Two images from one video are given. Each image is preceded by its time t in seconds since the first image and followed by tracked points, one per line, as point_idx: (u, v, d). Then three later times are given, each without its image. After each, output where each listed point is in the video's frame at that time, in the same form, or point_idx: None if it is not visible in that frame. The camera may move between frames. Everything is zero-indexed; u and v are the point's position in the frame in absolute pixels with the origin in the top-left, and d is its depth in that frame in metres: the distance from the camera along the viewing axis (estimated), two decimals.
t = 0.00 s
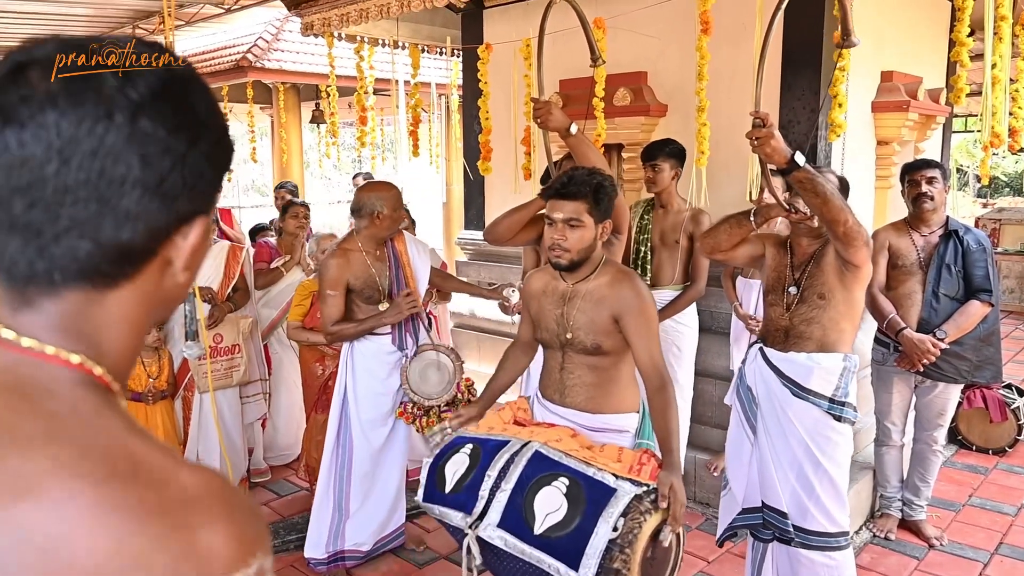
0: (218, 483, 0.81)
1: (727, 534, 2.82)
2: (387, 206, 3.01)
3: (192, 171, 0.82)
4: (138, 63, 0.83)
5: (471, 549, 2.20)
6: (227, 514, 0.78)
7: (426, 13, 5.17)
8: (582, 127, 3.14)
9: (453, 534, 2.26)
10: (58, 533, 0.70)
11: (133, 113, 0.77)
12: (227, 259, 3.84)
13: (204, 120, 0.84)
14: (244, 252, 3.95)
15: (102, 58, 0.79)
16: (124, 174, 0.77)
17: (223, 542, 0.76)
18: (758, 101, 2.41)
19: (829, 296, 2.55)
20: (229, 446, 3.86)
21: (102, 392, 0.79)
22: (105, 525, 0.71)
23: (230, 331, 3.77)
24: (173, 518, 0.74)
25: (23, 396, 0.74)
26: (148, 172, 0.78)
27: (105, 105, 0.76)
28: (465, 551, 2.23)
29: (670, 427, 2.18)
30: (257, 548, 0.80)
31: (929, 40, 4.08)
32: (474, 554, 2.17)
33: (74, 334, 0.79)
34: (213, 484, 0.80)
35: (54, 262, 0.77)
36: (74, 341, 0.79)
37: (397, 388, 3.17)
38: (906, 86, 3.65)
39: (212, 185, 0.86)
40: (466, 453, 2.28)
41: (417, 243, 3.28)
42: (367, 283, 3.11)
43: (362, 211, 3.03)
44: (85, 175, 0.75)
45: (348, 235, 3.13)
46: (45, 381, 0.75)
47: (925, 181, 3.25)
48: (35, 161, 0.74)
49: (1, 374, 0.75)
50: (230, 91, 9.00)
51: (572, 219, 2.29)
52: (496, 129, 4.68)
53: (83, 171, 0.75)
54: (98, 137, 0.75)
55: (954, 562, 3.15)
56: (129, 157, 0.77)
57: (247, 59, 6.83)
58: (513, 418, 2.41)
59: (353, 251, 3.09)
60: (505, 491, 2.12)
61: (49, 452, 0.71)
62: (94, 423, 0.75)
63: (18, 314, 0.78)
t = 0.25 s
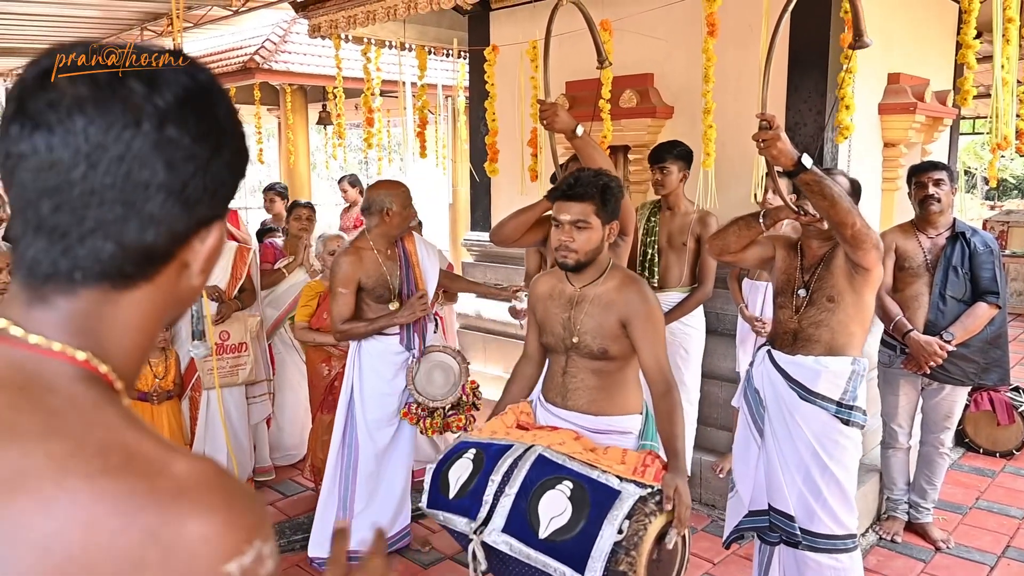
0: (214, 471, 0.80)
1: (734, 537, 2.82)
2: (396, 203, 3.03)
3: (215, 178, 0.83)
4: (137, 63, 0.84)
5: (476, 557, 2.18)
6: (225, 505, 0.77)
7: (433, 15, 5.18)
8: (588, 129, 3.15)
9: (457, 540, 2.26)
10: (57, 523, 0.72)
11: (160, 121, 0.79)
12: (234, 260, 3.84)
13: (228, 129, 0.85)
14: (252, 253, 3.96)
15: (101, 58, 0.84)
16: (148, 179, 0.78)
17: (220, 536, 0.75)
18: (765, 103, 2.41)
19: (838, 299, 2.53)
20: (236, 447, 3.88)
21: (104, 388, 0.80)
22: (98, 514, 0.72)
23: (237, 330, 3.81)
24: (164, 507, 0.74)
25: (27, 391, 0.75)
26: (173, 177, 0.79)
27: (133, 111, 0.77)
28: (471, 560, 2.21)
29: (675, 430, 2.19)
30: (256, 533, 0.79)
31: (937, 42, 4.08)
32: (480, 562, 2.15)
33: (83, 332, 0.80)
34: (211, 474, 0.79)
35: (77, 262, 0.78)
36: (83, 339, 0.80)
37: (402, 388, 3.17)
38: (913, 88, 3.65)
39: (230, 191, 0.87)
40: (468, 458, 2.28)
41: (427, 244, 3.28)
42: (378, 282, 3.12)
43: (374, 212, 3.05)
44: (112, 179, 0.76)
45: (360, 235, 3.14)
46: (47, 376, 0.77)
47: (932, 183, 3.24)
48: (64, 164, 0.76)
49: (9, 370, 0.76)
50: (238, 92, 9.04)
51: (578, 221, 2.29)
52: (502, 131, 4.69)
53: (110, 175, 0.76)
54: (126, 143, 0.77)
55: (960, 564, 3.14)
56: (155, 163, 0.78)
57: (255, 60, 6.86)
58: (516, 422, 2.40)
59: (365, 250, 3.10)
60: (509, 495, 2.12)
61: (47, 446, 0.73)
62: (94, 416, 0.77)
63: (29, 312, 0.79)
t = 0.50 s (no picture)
0: (208, 466, 0.80)
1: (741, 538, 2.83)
2: (412, 209, 3.03)
3: (207, 171, 0.84)
4: (137, 64, 0.84)
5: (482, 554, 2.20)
6: (219, 499, 0.77)
7: (438, 17, 5.19)
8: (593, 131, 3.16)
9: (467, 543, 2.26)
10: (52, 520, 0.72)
11: (150, 114, 0.79)
12: (241, 262, 3.85)
13: (219, 121, 0.85)
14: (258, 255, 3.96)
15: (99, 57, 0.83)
16: (140, 173, 0.78)
17: (214, 530, 0.76)
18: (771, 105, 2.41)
19: (847, 301, 2.52)
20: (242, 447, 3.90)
21: (103, 384, 0.81)
22: (92, 511, 0.73)
23: (245, 333, 3.86)
24: (157, 501, 0.74)
25: (24, 388, 0.76)
26: (165, 170, 0.80)
27: (123, 105, 0.78)
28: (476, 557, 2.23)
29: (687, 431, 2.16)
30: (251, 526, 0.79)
31: (943, 44, 4.08)
32: (486, 560, 2.16)
33: (82, 329, 0.81)
34: (204, 469, 0.79)
35: (72, 259, 0.79)
36: (82, 336, 0.81)
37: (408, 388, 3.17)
38: (919, 90, 3.65)
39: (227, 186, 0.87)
40: (475, 457, 2.27)
41: (438, 252, 3.29)
42: (389, 284, 3.12)
43: (388, 215, 3.05)
44: (103, 174, 0.77)
45: (370, 237, 3.14)
46: (45, 372, 0.78)
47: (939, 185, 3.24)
48: (55, 160, 0.76)
49: (8, 367, 0.77)
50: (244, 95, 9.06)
51: (584, 226, 2.30)
52: (508, 133, 4.70)
53: (101, 170, 0.77)
54: (116, 137, 0.77)
55: (966, 566, 3.14)
56: (145, 156, 0.78)
57: (261, 63, 6.87)
58: (522, 423, 2.41)
59: (378, 252, 3.11)
60: (515, 494, 2.12)
61: (43, 442, 0.73)
62: (89, 410, 0.77)
63: (29, 310, 0.80)
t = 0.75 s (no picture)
0: (212, 458, 0.79)
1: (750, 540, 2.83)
2: (423, 213, 3.05)
3: (209, 168, 0.84)
4: (138, 64, 0.85)
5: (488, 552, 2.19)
6: (222, 488, 0.76)
7: (443, 20, 5.21)
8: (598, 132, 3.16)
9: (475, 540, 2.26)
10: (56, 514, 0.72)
11: (151, 111, 0.80)
12: (247, 265, 3.88)
13: (222, 119, 0.86)
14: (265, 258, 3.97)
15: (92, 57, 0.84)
16: (141, 169, 0.79)
17: (218, 518, 0.74)
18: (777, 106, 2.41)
19: (856, 301, 2.52)
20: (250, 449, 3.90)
21: (108, 380, 0.81)
22: (96, 504, 0.72)
23: (253, 335, 3.87)
24: (160, 492, 0.73)
25: (30, 383, 0.76)
26: (166, 167, 0.80)
27: (125, 103, 0.79)
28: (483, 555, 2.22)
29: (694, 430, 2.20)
30: (259, 506, 0.77)
31: (948, 44, 4.07)
32: (491, 555, 2.16)
33: (87, 325, 0.82)
34: (208, 460, 0.78)
35: (75, 254, 0.80)
36: (86, 333, 0.81)
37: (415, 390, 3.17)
38: (924, 89, 3.65)
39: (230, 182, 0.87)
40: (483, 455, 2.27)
41: (445, 254, 3.30)
42: (397, 288, 3.13)
43: (397, 218, 3.06)
44: (104, 170, 0.78)
45: (378, 240, 3.15)
46: (50, 369, 0.78)
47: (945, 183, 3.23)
48: (57, 156, 0.78)
49: (13, 364, 0.77)
50: (250, 99, 9.09)
51: (585, 229, 2.30)
52: (513, 135, 4.71)
53: (102, 166, 0.78)
54: (117, 134, 0.78)
55: (974, 565, 3.14)
56: (146, 152, 0.79)
57: (266, 67, 6.87)
58: (530, 422, 2.40)
59: (386, 256, 3.12)
60: (521, 492, 2.11)
61: (48, 437, 0.74)
62: (93, 405, 0.77)
63: (34, 307, 0.81)
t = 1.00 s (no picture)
0: (234, 459, 0.81)
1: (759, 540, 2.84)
2: (430, 214, 3.04)
3: (223, 168, 0.84)
4: (134, 64, 0.83)
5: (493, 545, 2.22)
6: (245, 489, 0.78)
7: (447, 20, 5.21)
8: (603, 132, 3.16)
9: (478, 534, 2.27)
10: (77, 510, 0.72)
11: (167, 112, 0.80)
12: (254, 266, 3.88)
13: (235, 120, 0.86)
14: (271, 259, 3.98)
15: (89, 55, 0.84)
16: (157, 169, 0.79)
17: (242, 518, 0.76)
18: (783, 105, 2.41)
19: (865, 301, 2.52)
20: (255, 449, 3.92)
21: (124, 378, 0.82)
22: (118, 501, 0.72)
23: (263, 333, 3.90)
24: (185, 490, 0.74)
25: (49, 380, 0.77)
26: (182, 167, 0.81)
27: (141, 103, 0.79)
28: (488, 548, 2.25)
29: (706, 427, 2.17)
30: (278, 521, 0.80)
31: (954, 42, 4.07)
32: (495, 550, 2.18)
33: (104, 323, 0.82)
34: (231, 461, 0.80)
35: (92, 253, 0.80)
36: (102, 331, 0.82)
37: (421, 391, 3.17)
38: (930, 87, 3.64)
39: (244, 183, 0.88)
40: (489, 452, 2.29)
41: (451, 255, 3.30)
42: (405, 290, 3.14)
43: (405, 218, 3.04)
44: (119, 170, 0.78)
45: (386, 240, 3.15)
46: (70, 367, 0.79)
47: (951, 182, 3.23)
48: (74, 156, 0.78)
49: (31, 361, 0.78)
50: (254, 100, 9.11)
51: (593, 228, 2.30)
52: (518, 136, 4.71)
53: (119, 166, 0.78)
54: (134, 134, 0.78)
55: (981, 564, 3.13)
56: (163, 152, 0.79)
57: (271, 68, 6.89)
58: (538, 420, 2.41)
59: (393, 257, 3.11)
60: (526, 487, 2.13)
61: (68, 433, 0.74)
62: (115, 403, 0.78)
63: (50, 303, 0.81)
